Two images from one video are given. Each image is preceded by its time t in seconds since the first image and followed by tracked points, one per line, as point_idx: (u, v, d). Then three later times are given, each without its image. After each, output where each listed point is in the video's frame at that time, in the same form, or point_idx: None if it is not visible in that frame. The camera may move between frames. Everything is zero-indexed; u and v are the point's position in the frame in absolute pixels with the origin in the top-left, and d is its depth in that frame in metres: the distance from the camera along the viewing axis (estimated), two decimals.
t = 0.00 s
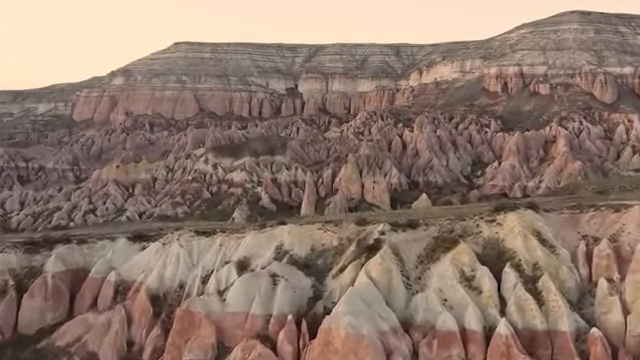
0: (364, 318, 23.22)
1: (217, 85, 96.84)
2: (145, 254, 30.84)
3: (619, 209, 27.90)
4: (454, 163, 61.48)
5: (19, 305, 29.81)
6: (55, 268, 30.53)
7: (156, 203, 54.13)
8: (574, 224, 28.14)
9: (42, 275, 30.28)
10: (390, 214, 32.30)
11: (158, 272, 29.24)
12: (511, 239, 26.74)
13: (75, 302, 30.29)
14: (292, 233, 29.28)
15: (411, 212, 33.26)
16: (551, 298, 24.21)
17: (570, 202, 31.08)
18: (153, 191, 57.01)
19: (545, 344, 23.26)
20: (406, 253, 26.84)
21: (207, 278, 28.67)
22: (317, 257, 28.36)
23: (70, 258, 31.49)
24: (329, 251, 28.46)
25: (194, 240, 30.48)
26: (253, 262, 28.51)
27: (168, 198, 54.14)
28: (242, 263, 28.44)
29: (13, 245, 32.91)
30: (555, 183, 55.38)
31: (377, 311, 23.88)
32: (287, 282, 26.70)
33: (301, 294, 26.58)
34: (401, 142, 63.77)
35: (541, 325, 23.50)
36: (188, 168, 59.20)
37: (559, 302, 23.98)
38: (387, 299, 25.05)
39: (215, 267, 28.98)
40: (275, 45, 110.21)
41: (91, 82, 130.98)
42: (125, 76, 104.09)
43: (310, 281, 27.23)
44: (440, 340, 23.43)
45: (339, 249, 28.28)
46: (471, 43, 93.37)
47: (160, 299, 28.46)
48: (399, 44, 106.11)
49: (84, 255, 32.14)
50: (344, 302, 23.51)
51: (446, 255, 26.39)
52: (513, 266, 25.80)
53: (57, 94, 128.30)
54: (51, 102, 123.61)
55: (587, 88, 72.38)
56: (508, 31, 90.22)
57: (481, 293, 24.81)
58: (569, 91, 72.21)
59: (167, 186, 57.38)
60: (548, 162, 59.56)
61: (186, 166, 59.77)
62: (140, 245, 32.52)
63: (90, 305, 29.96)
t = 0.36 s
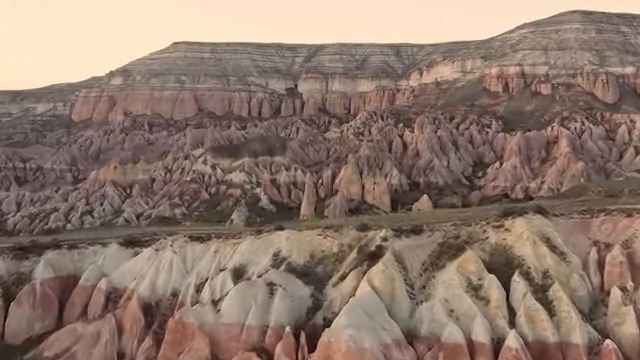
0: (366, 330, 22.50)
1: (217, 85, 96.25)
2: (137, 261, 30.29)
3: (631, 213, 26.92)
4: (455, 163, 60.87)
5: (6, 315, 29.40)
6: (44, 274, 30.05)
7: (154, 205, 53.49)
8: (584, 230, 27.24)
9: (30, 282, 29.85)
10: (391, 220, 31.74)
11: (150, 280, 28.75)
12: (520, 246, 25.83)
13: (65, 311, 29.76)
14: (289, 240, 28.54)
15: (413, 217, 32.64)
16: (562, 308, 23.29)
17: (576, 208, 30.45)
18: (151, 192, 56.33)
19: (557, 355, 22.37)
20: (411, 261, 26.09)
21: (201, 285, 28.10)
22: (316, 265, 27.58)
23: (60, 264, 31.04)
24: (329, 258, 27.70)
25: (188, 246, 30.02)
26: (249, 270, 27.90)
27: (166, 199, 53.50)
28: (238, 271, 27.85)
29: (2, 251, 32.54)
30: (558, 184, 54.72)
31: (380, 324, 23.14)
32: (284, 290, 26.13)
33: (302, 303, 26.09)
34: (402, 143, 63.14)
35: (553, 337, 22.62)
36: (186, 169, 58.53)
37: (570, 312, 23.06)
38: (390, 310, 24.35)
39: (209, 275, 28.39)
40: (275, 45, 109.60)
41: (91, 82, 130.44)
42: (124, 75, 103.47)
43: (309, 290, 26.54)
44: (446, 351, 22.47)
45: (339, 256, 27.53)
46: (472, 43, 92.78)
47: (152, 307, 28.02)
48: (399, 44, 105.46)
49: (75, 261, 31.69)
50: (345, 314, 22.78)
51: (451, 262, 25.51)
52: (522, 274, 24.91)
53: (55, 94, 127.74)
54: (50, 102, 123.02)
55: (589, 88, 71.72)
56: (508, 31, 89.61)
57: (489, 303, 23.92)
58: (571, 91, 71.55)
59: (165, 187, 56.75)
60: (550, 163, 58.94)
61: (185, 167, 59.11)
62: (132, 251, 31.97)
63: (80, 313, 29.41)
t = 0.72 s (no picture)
0: (368, 344, 22.62)
1: (216, 85, 95.69)
2: (130, 268, 30.69)
3: None
4: (456, 164, 60.22)
5: None
6: (32, 282, 30.54)
7: (152, 206, 52.82)
8: (597, 237, 28.22)
9: (18, 290, 30.25)
10: (392, 226, 31.09)
11: (143, 288, 29.13)
12: (529, 254, 26.62)
13: (53, 320, 30.08)
14: (288, 247, 29.12)
15: (414, 222, 32.10)
16: (575, 319, 23.93)
17: (580, 214, 29.85)
18: (149, 193, 55.69)
19: None
20: (416, 271, 26.63)
21: (195, 294, 28.47)
22: (316, 273, 28.16)
23: (48, 272, 31.53)
24: (328, 266, 28.31)
25: (181, 253, 30.53)
26: (244, 279, 28.13)
27: (164, 200, 52.87)
28: (233, 279, 28.07)
29: None
30: (561, 185, 54.11)
31: (383, 336, 23.36)
32: (281, 300, 26.33)
33: (303, 312, 26.41)
34: (403, 143, 62.46)
35: (566, 350, 23.20)
36: (185, 170, 57.78)
37: (585, 323, 23.68)
38: (394, 320, 24.77)
39: (203, 283, 28.80)
40: (275, 45, 108.92)
41: (90, 82, 129.66)
42: (123, 75, 102.81)
43: (308, 300, 26.91)
44: None
45: (339, 264, 28.15)
46: (473, 43, 92.14)
47: (145, 317, 28.26)
48: (400, 44, 104.76)
49: (65, 268, 32.21)
50: (348, 326, 22.96)
51: (458, 270, 26.13)
52: (532, 283, 25.61)
53: (54, 94, 127.04)
54: (49, 102, 122.32)
55: (591, 88, 71.17)
56: (509, 31, 88.98)
57: (498, 314, 24.44)
58: (572, 91, 70.96)
59: (163, 188, 56.10)
60: (552, 164, 58.29)
61: (183, 168, 58.35)
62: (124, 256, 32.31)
63: (68, 323, 29.73)
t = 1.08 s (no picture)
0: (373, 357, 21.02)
1: (215, 85, 95.26)
2: (119, 275, 28.54)
3: None
4: (458, 165, 59.58)
5: None
6: (20, 290, 28.41)
7: (150, 207, 52.20)
8: (608, 239, 25.46)
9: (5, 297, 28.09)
10: (392, 231, 30.41)
11: (132, 298, 27.11)
12: (539, 262, 24.20)
13: (41, 331, 28.05)
14: (286, 254, 27.05)
15: (417, 227, 31.45)
16: (588, 331, 21.84)
17: (589, 219, 29.15)
18: (147, 194, 55.03)
19: None
20: (422, 282, 24.41)
21: (188, 304, 26.31)
22: (315, 281, 26.11)
23: (39, 281, 29.37)
24: (328, 273, 26.21)
25: (174, 258, 28.37)
26: (239, 289, 26.24)
27: (162, 202, 52.28)
28: (228, 288, 26.20)
29: None
30: (563, 187, 53.43)
31: (386, 350, 21.50)
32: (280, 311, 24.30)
33: (303, 324, 24.42)
34: (404, 144, 61.89)
35: None
36: (183, 170, 57.03)
37: (598, 336, 21.61)
38: (398, 336, 22.61)
39: (198, 293, 26.68)
40: (275, 44, 108.24)
41: (90, 81, 129.08)
42: (122, 76, 102.21)
43: (309, 310, 24.94)
44: None
45: (340, 272, 25.99)
46: (473, 42, 91.53)
47: (135, 328, 26.45)
48: (400, 44, 104.15)
49: (55, 275, 29.89)
50: (348, 342, 21.38)
51: (465, 280, 23.84)
52: (544, 292, 23.30)
53: (53, 94, 126.47)
54: (48, 102, 121.77)
55: (593, 89, 70.58)
56: (511, 31, 88.33)
57: (507, 326, 22.21)
58: (574, 91, 70.31)
59: (161, 189, 55.56)
60: (555, 164, 57.64)
61: (182, 168, 57.59)
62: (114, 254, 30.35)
63: (57, 333, 27.76)
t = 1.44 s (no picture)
0: None
1: (215, 85, 94.66)
2: (109, 283, 30.59)
3: None
4: (459, 165, 58.98)
5: None
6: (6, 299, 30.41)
7: (148, 209, 51.60)
8: (621, 246, 28.74)
9: None
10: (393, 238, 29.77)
11: (125, 309, 29.03)
12: (552, 272, 26.72)
13: (28, 338, 30.00)
14: (284, 263, 29.16)
15: (419, 234, 30.87)
16: (602, 343, 24.04)
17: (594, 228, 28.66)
18: (145, 195, 54.38)
19: None
20: (426, 292, 26.64)
21: (180, 314, 28.28)
22: (315, 291, 28.14)
23: (25, 289, 31.42)
24: (328, 282, 28.26)
25: (167, 267, 30.53)
26: (234, 300, 28.14)
27: (160, 203, 51.63)
28: (224, 298, 28.09)
29: None
30: (565, 187, 52.86)
31: None
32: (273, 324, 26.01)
33: (301, 336, 26.21)
34: (404, 144, 61.29)
35: None
36: (181, 171, 56.38)
37: (614, 348, 23.78)
38: (403, 350, 24.62)
39: (190, 302, 28.70)
40: (274, 44, 107.52)
41: (89, 81, 128.26)
42: (121, 76, 101.59)
43: (305, 321, 26.81)
44: None
45: (342, 281, 28.08)
46: (474, 42, 90.88)
47: (126, 340, 28.32)
48: (400, 44, 103.40)
49: (42, 282, 32.06)
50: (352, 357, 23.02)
51: (473, 290, 26.13)
52: (557, 303, 25.71)
53: (52, 94, 125.69)
54: (47, 102, 121.00)
55: (595, 88, 70.06)
56: (512, 30, 87.69)
57: (519, 339, 24.34)
58: (576, 91, 69.76)
59: (159, 190, 54.86)
60: (557, 165, 56.99)
61: (180, 169, 56.94)
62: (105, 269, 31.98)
63: (44, 343, 29.61)
